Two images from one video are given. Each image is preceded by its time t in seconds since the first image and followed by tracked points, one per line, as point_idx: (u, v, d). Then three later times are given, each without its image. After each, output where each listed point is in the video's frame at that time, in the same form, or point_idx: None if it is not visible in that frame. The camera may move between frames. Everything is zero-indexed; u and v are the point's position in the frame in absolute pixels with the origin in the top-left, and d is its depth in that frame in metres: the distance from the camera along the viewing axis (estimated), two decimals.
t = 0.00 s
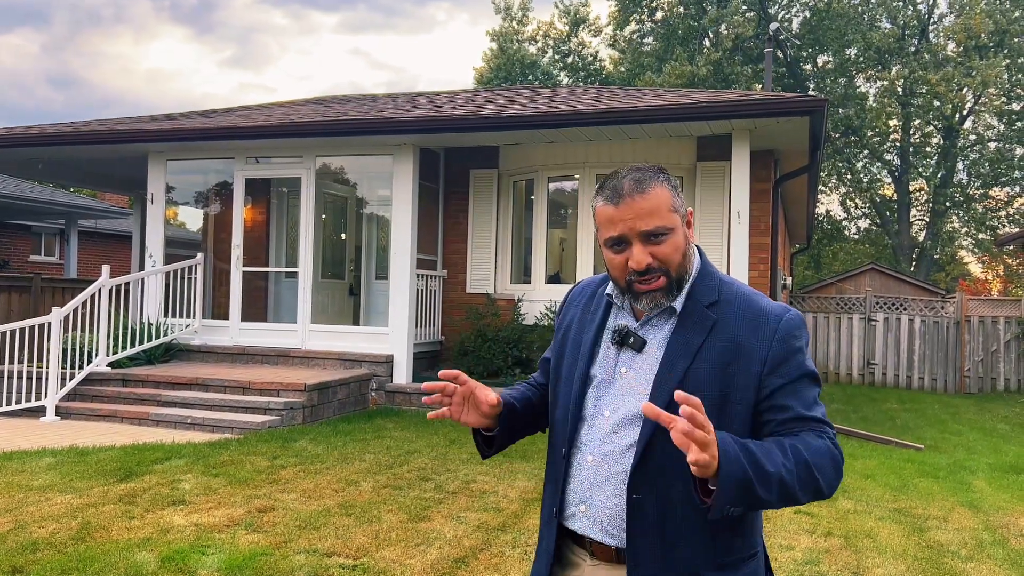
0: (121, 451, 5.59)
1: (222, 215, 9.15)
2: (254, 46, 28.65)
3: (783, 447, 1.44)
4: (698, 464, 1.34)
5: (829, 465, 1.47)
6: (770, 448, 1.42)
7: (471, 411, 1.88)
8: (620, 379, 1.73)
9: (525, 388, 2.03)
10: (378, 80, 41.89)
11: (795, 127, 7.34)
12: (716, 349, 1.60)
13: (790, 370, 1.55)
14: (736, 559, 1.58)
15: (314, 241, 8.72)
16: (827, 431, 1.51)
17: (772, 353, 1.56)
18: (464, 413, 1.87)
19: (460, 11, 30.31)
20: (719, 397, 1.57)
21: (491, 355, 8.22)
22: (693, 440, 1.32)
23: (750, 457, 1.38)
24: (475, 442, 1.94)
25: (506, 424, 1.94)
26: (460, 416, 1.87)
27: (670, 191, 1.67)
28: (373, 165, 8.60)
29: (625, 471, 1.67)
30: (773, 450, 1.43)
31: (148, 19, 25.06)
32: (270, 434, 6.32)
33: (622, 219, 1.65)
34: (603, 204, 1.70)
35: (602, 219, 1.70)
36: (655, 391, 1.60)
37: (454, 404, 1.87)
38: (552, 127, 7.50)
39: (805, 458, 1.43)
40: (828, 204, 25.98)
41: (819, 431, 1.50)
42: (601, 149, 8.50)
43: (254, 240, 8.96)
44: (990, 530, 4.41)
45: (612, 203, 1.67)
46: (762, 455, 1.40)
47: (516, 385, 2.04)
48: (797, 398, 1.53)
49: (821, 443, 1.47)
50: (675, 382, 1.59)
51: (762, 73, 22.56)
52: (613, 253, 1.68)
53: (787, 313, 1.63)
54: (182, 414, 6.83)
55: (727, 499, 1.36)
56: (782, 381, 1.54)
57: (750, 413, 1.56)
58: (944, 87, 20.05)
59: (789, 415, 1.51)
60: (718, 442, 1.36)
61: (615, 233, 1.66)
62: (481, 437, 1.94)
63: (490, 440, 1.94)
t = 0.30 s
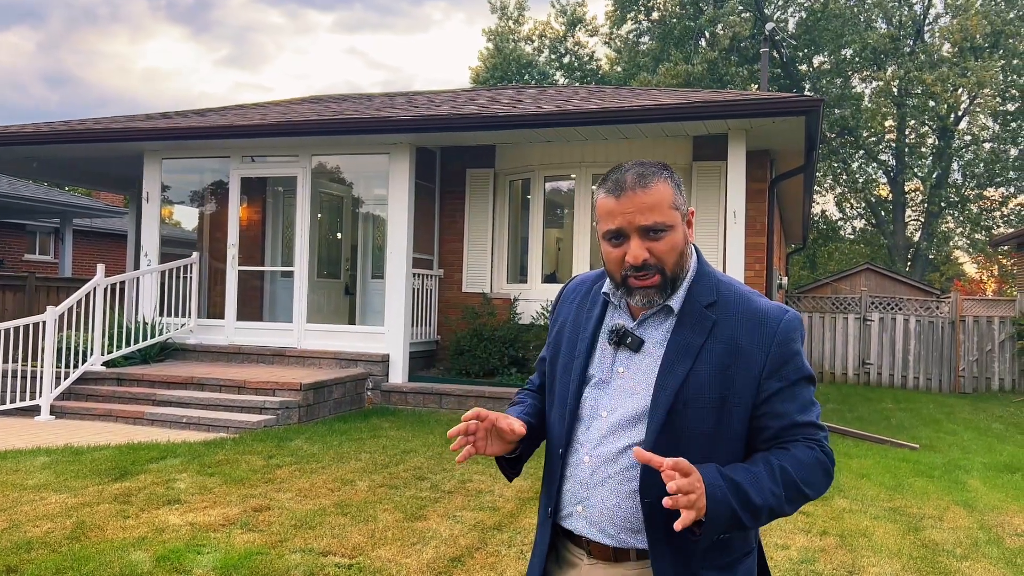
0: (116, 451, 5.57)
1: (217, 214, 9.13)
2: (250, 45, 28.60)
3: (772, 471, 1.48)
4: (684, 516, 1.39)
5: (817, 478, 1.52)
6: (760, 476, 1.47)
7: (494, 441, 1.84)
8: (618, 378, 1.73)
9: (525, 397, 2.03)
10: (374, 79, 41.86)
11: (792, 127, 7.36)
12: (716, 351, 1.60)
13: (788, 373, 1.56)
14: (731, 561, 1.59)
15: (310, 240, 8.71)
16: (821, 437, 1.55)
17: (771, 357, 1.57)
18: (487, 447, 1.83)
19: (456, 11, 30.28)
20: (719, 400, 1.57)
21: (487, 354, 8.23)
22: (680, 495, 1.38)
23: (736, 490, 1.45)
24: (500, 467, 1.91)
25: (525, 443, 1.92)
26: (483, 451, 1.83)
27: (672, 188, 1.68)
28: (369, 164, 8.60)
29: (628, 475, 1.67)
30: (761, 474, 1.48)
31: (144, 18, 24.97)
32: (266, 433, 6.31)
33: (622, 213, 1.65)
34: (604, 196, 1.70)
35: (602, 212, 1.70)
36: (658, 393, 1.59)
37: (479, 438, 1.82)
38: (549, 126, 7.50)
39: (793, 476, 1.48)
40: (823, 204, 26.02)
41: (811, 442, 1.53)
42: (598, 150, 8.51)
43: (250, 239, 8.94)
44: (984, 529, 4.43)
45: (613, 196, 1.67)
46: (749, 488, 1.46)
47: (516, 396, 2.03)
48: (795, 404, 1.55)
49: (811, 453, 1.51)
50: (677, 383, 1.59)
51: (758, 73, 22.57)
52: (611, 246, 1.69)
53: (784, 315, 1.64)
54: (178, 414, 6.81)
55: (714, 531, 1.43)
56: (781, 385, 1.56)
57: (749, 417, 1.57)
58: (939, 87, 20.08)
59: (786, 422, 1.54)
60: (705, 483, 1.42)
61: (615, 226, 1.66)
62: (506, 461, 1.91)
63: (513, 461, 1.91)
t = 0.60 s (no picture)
0: (110, 450, 5.55)
1: (212, 213, 9.10)
2: (246, 43, 28.55)
3: (764, 460, 1.48)
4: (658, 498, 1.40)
5: (809, 471, 1.52)
6: (748, 463, 1.47)
7: (502, 440, 1.81)
8: (612, 376, 1.73)
9: (513, 396, 2.00)
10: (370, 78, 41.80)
11: (787, 127, 7.37)
12: (708, 347, 1.60)
13: (780, 369, 1.57)
14: (725, 559, 1.60)
15: (305, 240, 8.69)
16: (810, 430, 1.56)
17: (762, 353, 1.58)
18: (496, 447, 1.79)
19: (452, 10, 30.25)
20: (714, 395, 1.57)
21: (483, 353, 8.22)
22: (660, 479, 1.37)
23: (725, 476, 1.44)
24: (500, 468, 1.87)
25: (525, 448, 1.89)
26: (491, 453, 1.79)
27: (663, 182, 1.68)
28: (364, 164, 8.59)
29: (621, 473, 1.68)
30: (751, 462, 1.48)
31: (139, 16, 24.89)
32: (260, 433, 6.30)
33: (614, 206, 1.65)
34: (596, 191, 1.70)
35: (594, 206, 1.70)
36: (649, 390, 1.59)
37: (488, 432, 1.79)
38: (545, 126, 7.49)
39: (784, 468, 1.48)
40: (818, 203, 26.06)
41: (801, 436, 1.54)
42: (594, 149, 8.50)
43: (245, 238, 8.92)
44: (979, 528, 4.44)
45: (605, 190, 1.67)
46: (738, 474, 1.45)
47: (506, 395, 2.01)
48: (783, 400, 1.55)
49: (802, 448, 1.52)
50: (674, 380, 1.58)
51: (753, 73, 22.60)
52: (603, 240, 1.69)
53: (775, 311, 1.65)
54: (172, 413, 6.79)
55: (701, 517, 1.43)
56: (772, 380, 1.56)
57: (740, 413, 1.57)
58: (934, 87, 20.12)
59: (775, 416, 1.54)
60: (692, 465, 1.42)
61: (606, 219, 1.67)
62: (506, 463, 1.87)
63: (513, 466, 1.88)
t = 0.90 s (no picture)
0: (104, 450, 5.53)
1: (207, 213, 9.08)
2: (241, 43, 28.50)
3: (742, 434, 1.47)
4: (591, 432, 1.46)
5: (795, 457, 1.50)
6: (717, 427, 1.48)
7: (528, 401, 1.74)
8: (603, 373, 1.74)
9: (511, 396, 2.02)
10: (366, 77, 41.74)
11: (782, 127, 7.39)
12: (696, 339, 1.60)
13: (767, 361, 1.56)
14: (717, 552, 1.59)
15: (301, 239, 8.68)
16: (799, 417, 1.54)
17: (750, 345, 1.57)
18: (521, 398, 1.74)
19: (447, 9, 30.23)
20: (702, 387, 1.57)
21: (478, 352, 8.22)
22: (591, 416, 1.44)
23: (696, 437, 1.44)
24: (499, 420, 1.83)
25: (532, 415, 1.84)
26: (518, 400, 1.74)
27: (643, 178, 1.67)
28: (360, 164, 8.59)
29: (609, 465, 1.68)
30: (726, 431, 1.48)
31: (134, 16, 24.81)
32: (256, 432, 6.28)
33: (592, 205, 1.65)
34: (576, 189, 1.70)
35: (574, 205, 1.70)
36: (637, 384, 1.60)
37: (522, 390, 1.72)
38: (540, 125, 7.49)
39: (764, 446, 1.46)
40: (813, 204, 26.10)
41: (787, 422, 1.52)
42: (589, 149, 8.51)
43: (240, 238, 8.90)
44: (973, 526, 4.46)
45: (584, 188, 1.67)
46: (709, 434, 1.45)
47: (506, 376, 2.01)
48: (772, 389, 1.55)
49: (788, 434, 1.50)
50: (662, 373, 1.59)
51: (749, 73, 22.63)
52: (585, 238, 1.68)
53: (764, 304, 1.64)
54: (167, 413, 6.77)
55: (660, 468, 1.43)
56: (760, 372, 1.56)
57: (728, 404, 1.58)
58: (930, 88, 20.18)
59: (762, 405, 1.53)
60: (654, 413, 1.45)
61: (586, 218, 1.67)
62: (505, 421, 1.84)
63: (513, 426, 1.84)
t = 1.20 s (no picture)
0: (100, 450, 5.52)
1: (203, 213, 9.06)
2: (237, 42, 28.46)
3: (756, 428, 1.44)
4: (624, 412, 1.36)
5: (796, 453, 1.49)
6: (744, 424, 1.43)
7: (456, 368, 1.86)
8: (597, 372, 1.74)
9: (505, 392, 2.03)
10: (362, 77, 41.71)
11: (777, 126, 7.40)
12: (690, 339, 1.61)
13: (762, 359, 1.56)
14: (710, 553, 1.58)
15: (297, 239, 8.67)
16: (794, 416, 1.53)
17: (744, 343, 1.57)
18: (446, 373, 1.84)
19: (443, 9, 30.19)
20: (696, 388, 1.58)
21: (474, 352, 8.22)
22: (629, 396, 1.32)
23: (724, 429, 1.38)
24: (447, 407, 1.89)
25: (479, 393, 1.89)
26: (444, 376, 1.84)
27: (645, 180, 1.67)
28: (356, 164, 8.58)
29: (602, 462, 1.67)
30: (746, 426, 1.43)
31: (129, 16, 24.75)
32: (251, 432, 6.27)
33: (597, 209, 1.64)
34: (577, 195, 1.69)
35: (576, 211, 1.69)
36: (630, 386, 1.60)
37: (436, 357, 1.86)
38: (537, 125, 7.48)
39: (776, 443, 1.44)
40: (809, 203, 26.12)
41: (786, 420, 1.51)
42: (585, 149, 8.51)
43: (236, 238, 8.89)
44: (969, 526, 4.47)
45: (587, 193, 1.66)
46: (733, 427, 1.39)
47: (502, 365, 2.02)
48: (768, 388, 1.54)
49: (789, 432, 1.49)
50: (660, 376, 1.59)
51: (745, 73, 22.67)
52: (590, 244, 1.67)
53: (758, 304, 1.65)
54: (162, 413, 6.76)
55: (688, 460, 1.37)
56: (755, 371, 1.55)
57: (724, 402, 1.57)
58: (925, 88, 20.23)
59: (758, 403, 1.52)
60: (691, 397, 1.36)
61: (591, 222, 1.65)
62: (454, 405, 1.89)
63: (461, 408, 1.89)
